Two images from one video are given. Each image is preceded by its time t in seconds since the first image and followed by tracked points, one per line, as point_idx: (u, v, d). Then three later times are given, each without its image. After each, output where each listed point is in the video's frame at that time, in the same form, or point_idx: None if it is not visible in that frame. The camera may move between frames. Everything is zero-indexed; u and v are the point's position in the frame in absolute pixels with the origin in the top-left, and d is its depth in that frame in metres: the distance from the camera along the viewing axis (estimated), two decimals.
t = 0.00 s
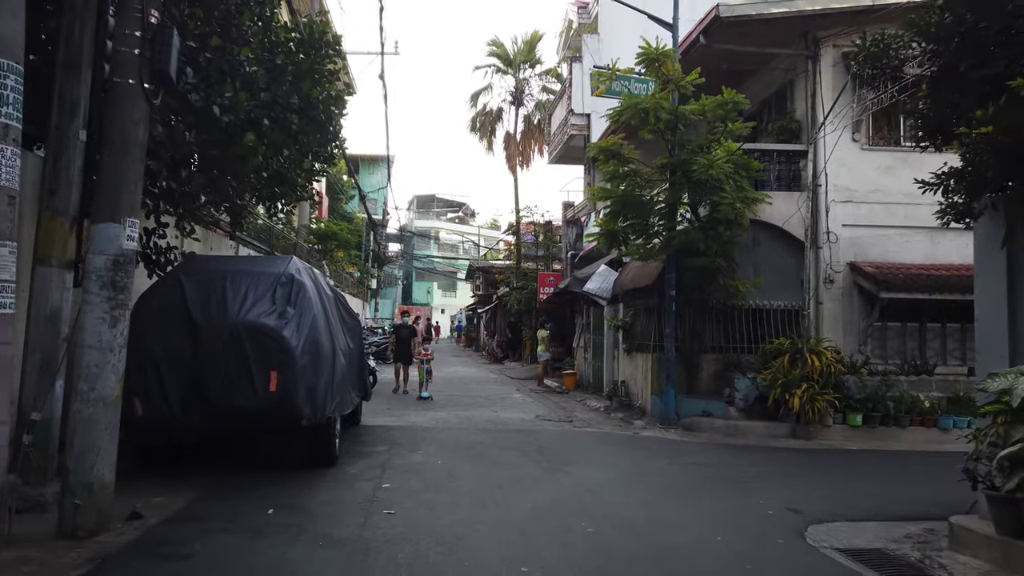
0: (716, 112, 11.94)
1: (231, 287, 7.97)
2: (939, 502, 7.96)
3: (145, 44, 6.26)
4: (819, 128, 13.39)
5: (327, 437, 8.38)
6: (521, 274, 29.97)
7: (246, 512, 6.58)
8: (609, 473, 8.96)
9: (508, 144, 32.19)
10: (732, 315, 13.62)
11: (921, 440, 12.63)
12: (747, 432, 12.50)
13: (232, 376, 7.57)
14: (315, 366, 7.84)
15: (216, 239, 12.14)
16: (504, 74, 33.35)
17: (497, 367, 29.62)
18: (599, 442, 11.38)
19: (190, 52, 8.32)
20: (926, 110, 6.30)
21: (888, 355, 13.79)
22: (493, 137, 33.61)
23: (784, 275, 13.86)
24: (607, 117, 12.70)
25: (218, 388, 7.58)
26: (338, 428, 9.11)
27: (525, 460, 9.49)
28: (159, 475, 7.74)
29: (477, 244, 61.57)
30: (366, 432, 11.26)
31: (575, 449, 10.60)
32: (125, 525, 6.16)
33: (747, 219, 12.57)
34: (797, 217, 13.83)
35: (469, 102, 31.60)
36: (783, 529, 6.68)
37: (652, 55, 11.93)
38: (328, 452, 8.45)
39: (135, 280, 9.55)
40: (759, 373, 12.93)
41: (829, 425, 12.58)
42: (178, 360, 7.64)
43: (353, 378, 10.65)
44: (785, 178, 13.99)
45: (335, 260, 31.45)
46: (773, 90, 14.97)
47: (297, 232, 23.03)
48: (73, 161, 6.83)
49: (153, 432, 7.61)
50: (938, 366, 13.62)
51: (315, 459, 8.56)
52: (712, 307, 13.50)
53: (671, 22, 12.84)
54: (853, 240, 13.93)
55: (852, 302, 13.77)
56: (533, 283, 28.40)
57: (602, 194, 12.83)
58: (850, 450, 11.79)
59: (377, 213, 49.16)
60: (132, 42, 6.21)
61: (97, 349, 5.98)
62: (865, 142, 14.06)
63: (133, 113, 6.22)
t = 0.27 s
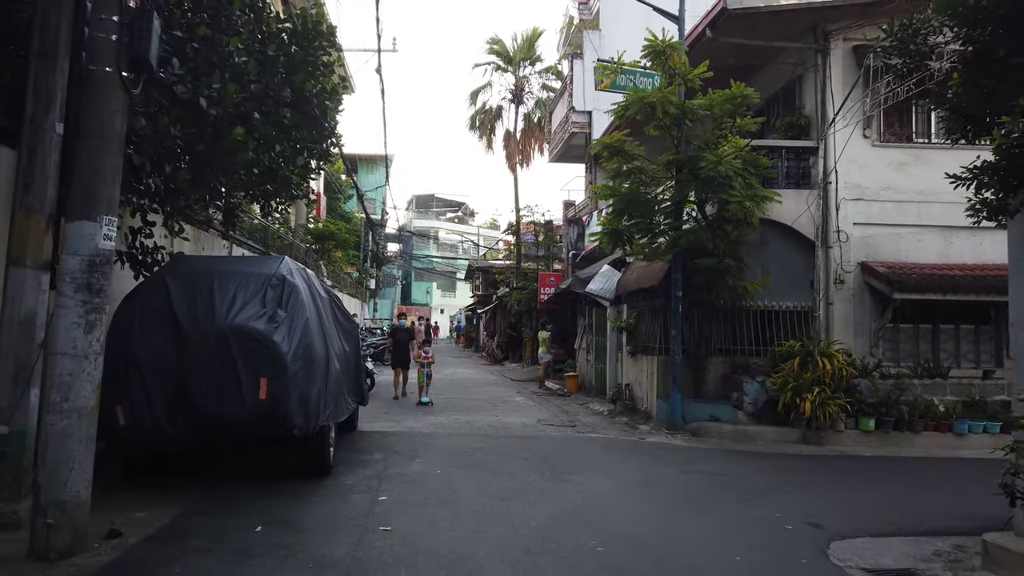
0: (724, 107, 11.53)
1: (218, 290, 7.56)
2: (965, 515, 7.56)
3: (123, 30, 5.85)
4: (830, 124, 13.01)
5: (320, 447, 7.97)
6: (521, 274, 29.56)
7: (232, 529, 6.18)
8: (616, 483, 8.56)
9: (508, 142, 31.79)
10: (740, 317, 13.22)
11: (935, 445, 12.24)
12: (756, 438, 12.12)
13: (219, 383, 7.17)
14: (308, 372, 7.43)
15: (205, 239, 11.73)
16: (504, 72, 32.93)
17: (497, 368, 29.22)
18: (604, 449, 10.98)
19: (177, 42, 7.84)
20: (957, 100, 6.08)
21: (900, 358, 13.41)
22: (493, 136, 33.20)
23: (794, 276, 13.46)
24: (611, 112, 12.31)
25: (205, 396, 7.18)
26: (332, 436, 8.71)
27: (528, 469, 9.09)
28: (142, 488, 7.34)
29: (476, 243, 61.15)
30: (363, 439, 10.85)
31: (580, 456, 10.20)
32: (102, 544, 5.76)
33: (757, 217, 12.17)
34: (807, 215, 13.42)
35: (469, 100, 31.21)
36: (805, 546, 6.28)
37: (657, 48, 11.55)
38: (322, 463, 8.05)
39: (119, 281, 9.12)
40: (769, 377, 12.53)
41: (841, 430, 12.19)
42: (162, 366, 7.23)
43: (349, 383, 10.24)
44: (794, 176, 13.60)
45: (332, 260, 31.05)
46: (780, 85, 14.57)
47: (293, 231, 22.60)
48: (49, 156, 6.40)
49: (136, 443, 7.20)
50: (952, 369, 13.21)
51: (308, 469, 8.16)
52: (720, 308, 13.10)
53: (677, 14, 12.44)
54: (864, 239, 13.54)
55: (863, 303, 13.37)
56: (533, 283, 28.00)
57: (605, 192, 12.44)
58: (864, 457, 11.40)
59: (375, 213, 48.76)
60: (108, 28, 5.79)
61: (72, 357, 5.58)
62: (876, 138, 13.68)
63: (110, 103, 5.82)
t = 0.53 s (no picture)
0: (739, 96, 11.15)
1: (212, 284, 7.18)
2: (1001, 521, 7.16)
3: (107, 2, 5.45)
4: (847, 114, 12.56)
5: (320, 449, 7.58)
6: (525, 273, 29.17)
7: (226, 537, 5.79)
8: (630, 487, 8.16)
9: (511, 140, 31.40)
10: (754, 314, 12.82)
11: (957, 447, 11.82)
12: (772, 439, 11.74)
13: (213, 382, 6.78)
14: (307, 369, 7.05)
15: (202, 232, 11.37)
16: (507, 68, 32.57)
17: (500, 368, 28.83)
18: (614, 451, 10.58)
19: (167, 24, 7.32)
20: (1002, 80, 5.82)
21: (918, 356, 13.00)
22: (496, 133, 32.82)
23: (809, 272, 13.05)
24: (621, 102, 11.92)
25: (198, 395, 6.79)
26: (333, 438, 8.31)
27: (537, 472, 8.70)
28: (132, 493, 6.96)
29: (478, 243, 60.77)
30: (365, 441, 10.46)
31: (590, 458, 9.80)
32: (86, 554, 5.37)
33: (772, 211, 11.75)
34: (822, 210, 13.01)
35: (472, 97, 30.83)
36: (837, 555, 5.89)
37: (669, 35, 11.15)
38: (322, 465, 7.65)
39: (110, 274, 8.74)
40: (784, 376, 12.13)
41: (859, 431, 11.79)
42: (153, 363, 6.85)
43: (350, 383, 9.85)
44: (809, 169, 13.20)
45: (334, 259, 30.68)
46: (793, 76, 14.16)
47: (294, 229, 22.20)
48: (32, 140, 6.02)
49: (126, 445, 6.82)
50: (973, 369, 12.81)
51: (306, 472, 7.76)
52: (733, 305, 12.70)
53: (689, 0, 12.03)
54: (881, 234, 13.13)
55: (880, 300, 12.97)
56: (537, 282, 27.60)
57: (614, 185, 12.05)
58: (884, 459, 11.01)
59: (377, 212, 48.40)
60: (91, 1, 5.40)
61: (52, 354, 5.19)
62: (894, 130, 13.22)
63: (93, 82, 5.43)
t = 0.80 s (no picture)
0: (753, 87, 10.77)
1: (201, 284, 6.75)
2: None
3: None
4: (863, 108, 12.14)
5: (316, 457, 7.16)
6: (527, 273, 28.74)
7: (216, 556, 5.38)
8: (644, 498, 7.75)
9: (513, 138, 30.98)
10: (767, 315, 12.41)
11: (978, 452, 11.42)
12: (786, 444, 11.33)
13: (202, 387, 6.37)
14: (303, 374, 6.63)
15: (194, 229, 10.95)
16: (509, 65, 32.15)
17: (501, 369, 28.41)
18: (624, 458, 10.16)
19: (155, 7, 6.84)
20: None
21: (936, 359, 12.58)
22: (497, 131, 32.40)
23: (823, 271, 12.63)
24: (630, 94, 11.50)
25: (186, 401, 6.39)
26: (330, 445, 7.89)
27: (546, 481, 8.29)
28: (116, 506, 6.53)
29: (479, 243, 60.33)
30: (364, 447, 10.04)
31: (600, 466, 9.39)
32: None
33: (787, 208, 11.33)
34: (837, 208, 12.60)
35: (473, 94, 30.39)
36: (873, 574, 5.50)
37: (682, 25, 10.72)
38: (318, 475, 7.24)
39: (97, 272, 8.34)
40: (799, 379, 11.72)
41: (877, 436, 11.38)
42: (139, 367, 6.44)
43: (348, 387, 9.42)
44: (823, 165, 12.78)
45: (333, 259, 30.24)
46: (807, 69, 13.74)
47: (292, 228, 21.75)
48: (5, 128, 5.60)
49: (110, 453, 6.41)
50: (992, 372, 12.40)
51: (302, 482, 7.35)
52: (745, 306, 12.29)
53: None
54: (898, 232, 12.71)
55: (897, 300, 12.56)
56: (539, 282, 27.18)
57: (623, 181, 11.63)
58: (903, 465, 10.60)
59: (376, 211, 47.95)
60: None
61: (23, 358, 4.78)
62: (910, 125, 12.80)
63: (70, 63, 5.03)
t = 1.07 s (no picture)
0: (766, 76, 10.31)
1: (185, 281, 6.30)
2: None
3: None
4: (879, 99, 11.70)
5: (310, 463, 6.73)
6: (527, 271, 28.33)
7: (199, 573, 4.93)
8: (657, 507, 7.32)
9: (514, 134, 30.55)
10: (779, 314, 12.00)
11: (1000, 455, 10.99)
12: (799, 447, 10.92)
13: (185, 390, 5.93)
14: (295, 376, 6.18)
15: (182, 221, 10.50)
16: (509, 61, 31.71)
17: (502, 370, 27.99)
18: (633, 462, 9.73)
19: None
20: None
21: (954, 358, 12.14)
22: (498, 127, 31.96)
23: (837, 268, 12.21)
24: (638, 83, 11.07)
25: (168, 404, 5.94)
26: (325, 450, 7.45)
27: (552, 487, 7.85)
28: (93, 518, 6.08)
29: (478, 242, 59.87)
30: (361, 451, 9.60)
31: (608, 471, 8.96)
32: None
33: (801, 202, 10.87)
34: (851, 202, 12.17)
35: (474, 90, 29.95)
36: None
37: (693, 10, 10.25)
38: (312, 482, 6.81)
39: (77, 268, 7.92)
40: (813, 380, 11.29)
41: (894, 439, 10.95)
42: (118, 367, 6.00)
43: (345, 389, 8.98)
44: (836, 159, 12.35)
45: (331, 258, 29.83)
46: (819, 60, 13.31)
47: (289, 226, 21.33)
48: None
49: (86, 461, 5.97)
50: (1012, 372, 11.98)
51: (294, 489, 6.91)
52: (757, 303, 11.87)
53: None
54: (914, 227, 12.28)
55: (913, 298, 12.12)
56: (541, 280, 26.75)
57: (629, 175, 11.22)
58: (923, 470, 10.18)
59: (376, 210, 47.56)
60: None
61: None
62: (927, 117, 12.36)
63: (34, 35, 4.63)
